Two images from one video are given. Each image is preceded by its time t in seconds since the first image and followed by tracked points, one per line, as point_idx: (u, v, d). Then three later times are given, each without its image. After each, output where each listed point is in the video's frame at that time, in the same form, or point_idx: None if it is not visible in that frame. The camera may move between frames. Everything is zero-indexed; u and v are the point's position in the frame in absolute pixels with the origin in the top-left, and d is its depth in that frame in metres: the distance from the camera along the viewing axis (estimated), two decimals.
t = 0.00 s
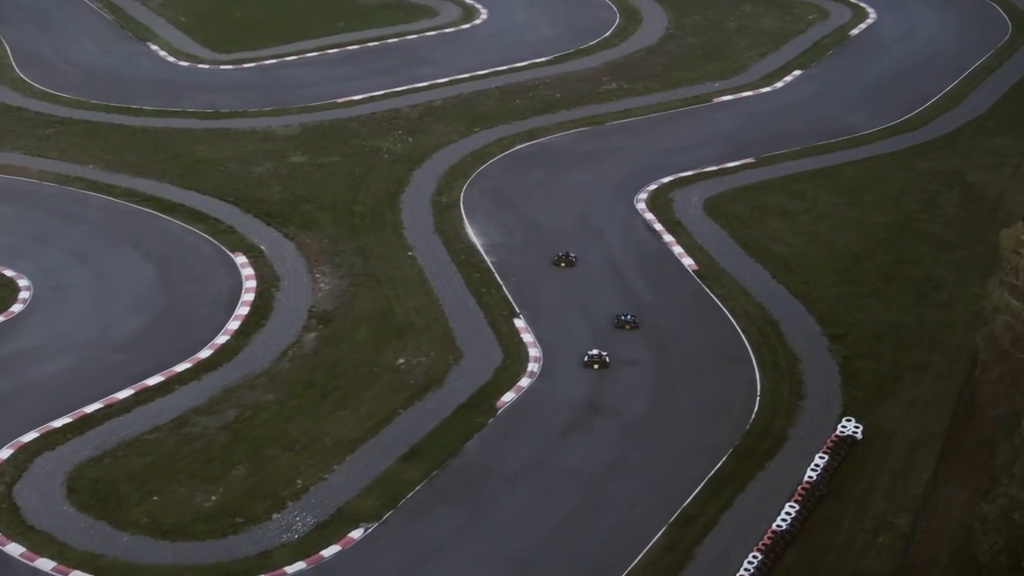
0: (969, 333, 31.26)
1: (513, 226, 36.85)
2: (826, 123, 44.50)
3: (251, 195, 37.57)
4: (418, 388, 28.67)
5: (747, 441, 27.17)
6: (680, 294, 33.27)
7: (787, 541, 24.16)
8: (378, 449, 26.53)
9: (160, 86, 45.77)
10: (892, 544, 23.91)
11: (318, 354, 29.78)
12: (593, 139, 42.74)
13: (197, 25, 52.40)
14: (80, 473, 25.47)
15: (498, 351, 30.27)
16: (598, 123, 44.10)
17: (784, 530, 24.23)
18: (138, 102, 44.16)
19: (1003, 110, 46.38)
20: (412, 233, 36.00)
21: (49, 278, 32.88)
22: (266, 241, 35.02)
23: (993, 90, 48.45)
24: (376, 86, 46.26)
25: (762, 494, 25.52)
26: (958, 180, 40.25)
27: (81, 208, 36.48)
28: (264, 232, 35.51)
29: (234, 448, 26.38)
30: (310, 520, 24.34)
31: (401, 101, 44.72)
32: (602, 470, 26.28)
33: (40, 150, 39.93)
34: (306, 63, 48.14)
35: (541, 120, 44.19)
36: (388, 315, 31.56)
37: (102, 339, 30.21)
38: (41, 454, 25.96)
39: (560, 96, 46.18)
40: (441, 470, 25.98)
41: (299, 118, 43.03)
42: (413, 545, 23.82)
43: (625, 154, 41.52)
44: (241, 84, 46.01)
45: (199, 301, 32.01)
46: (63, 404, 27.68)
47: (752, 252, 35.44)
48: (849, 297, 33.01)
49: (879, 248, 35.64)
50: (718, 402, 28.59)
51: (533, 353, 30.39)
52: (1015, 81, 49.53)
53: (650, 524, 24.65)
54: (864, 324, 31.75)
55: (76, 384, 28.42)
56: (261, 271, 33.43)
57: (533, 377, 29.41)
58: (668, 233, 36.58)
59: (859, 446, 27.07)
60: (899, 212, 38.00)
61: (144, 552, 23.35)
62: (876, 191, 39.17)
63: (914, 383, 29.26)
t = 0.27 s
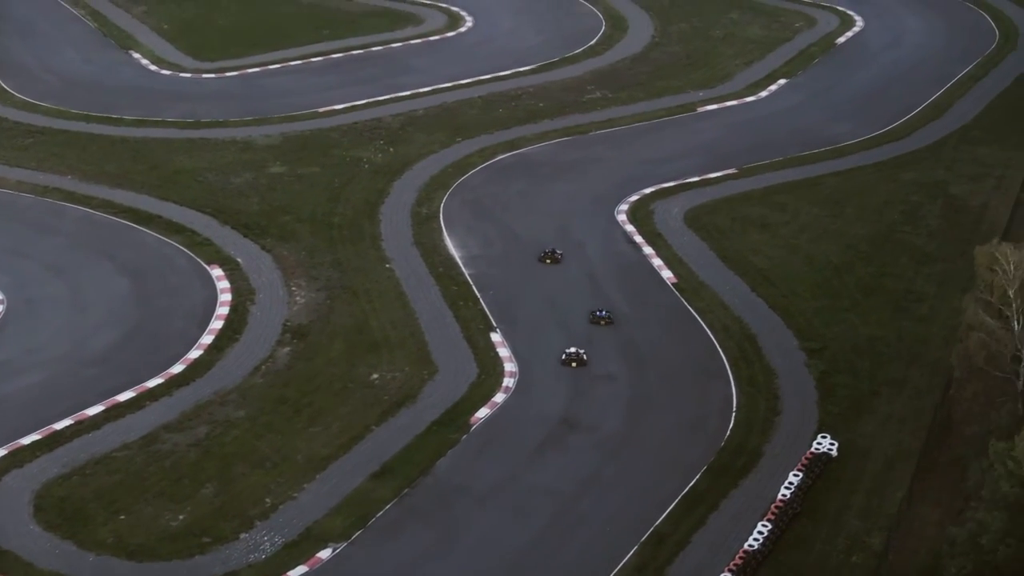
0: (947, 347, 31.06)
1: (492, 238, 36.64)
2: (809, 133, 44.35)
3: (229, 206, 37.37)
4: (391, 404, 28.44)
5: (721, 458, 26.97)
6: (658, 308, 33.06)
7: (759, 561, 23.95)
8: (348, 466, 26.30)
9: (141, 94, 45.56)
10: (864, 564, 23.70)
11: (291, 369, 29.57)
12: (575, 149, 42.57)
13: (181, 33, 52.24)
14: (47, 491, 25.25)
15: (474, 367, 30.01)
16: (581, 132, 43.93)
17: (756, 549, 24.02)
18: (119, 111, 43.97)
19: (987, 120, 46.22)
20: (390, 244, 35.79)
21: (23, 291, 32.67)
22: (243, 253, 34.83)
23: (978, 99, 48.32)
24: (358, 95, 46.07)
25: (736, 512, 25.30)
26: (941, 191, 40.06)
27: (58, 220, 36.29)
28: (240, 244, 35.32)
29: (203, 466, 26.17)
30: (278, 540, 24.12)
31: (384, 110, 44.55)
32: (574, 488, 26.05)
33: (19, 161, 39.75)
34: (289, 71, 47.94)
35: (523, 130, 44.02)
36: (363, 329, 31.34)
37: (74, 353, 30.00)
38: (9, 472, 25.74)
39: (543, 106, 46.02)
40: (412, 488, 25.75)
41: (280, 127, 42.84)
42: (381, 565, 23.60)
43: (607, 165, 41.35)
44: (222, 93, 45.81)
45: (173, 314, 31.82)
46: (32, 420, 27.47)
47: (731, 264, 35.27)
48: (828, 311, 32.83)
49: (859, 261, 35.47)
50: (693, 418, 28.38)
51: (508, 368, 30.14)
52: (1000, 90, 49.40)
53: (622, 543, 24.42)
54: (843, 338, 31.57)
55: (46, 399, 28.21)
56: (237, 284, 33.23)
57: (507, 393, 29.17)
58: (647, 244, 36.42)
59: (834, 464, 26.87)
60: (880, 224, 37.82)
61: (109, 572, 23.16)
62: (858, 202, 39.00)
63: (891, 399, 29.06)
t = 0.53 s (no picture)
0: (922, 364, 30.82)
1: (468, 251, 36.37)
2: (790, 145, 44.18)
3: (203, 220, 37.16)
4: (359, 423, 28.16)
5: (690, 479, 26.72)
6: (632, 324, 32.83)
7: None
8: (313, 487, 26.03)
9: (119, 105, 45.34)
10: None
11: (259, 387, 29.33)
12: (553, 161, 42.37)
13: (162, 42, 51.97)
14: (8, 512, 24.98)
15: (444, 385, 29.65)
16: (560, 144, 43.75)
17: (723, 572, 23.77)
18: (96, 123, 43.75)
19: (969, 130, 46.00)
20: (364, 258, 35.54)
21: None
22: (215, 268, 34.60)
23: (961, 109, 48.10)
24: (337, 106, 45.85)
25: (704, 534, 25.06)
26: (920, 204, 39.83)
27: (30, 233, 36.04)
28: (213, 258, 35.09)
29: (167, 487, 25.91)
30: (240, 563, 23.84)
31: (362, 121, 44.33)
32: (541, 509, 25.78)
33: None
34: (269, 81, 47.72)
35: (502, 142, 43.81)
36: (333, 346, 31.07)
37: (41, 370, 29.74)
38: None
39: (523, 117, 45.83)
40: (378, 510, 25.46)
41: (257, 139, 42.62)
42: None
43: (585, 178, 41.16)
44: (201, 103, 45.59)
45: (143, 330, 31.57)
46: None
47: (707, 279, 35.08)
48: (803, 327, 32.63)
49: (836, 276, 35.30)
50: (664, 438, 28.14)
51: (479, 386, 29.79)
52: (984, 100, 49.17)
53: (587, 567, 24.15)
54: (817, 355, 31.37)
55: (11, 418, 27.94)
56: (208, 299, 33.01)
57: (477, 412, 28.82)
58: (624, 259, 36.23)
59: (804, 484, 26.64)
60: (858, 238, 37.63)
61: None
62: (836, 216, 38.80)
63: (864, 418, 28.83)
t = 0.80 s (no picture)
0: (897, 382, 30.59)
1: (443, 264, 36.07)
2: (770, 158, 44.01)
3: (176, 234, 36.89)
4: (327, 442, 27.88)
5: (660, 499, 26.48)
6: (606, 340, 32.58)
7: None
8: (278, 508, 25.75)
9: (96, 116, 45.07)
10: None
11: (227, 406, 29.06)
12: (532, 174, 42.15)
13: (142, 51, 51.66)
14: None
15: (414, 404, 29.39)
16: (539, 156, 43.56)
17: None
18: (72, 134, 43.47)
19: (951, 141, 45.78)
20: (338, 272, 35.25)
21: None
22: (187, 283, 34.33)
23: (944, 119, 47.87)
24: (316, 116, 45.58)
25: (672, 556, 24.81)
26: (900, 217, 39.64)
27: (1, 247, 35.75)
28: (185, 273, 34.82)
29: (130, 508, 25.64)
30: None
31: (341, 132, 44.09)
32: (509, 531, 25.49)
33: None
34: (248, 91, 47.44)
35: (481, 153, 43.57)
36: (303, 363, 30.80)
37: (6, 388, 29.46)
38: None
39: (502, 129, 45.60)
40: (343, 532, 25.16)
41: (234, 150, 42.35)
42: None
43: (563, 190, 40.95)
44: (178, 114, 45.31)
45: (111, 347, 31.30)
46: None
47: (683, 294, 34.89)
48: (777, 344, 32.43)
49: (812, 291, 35.13)
50: (634, 457, 27.89)
51: (450, 405, 29.52)
52: (968, 109, 48.92)
53: None
54: (790, 373, 31.17)
55: None
56: (178, 315, 32.75)
57: (447, 431, 28.56)
58: (600, 273, 35.99)
59: (775, 505, 26.39)
60: (836, 253, 37.44)
61: None
62: (815, 230, 38.61)
63: (836, 437, 28.61)
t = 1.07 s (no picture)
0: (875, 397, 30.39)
1: (421, 275, 35.78)
2: (753, 168, 43.81)
3: (154, 245, 36.65)
4: (299, 459, 27.66)
5: (633, 517, 26.26)
6: (584, 354, 32.34)
7: None
8: (248, 527, 25.52)
9: (76, 124, 44.83)
10: None
11: (199, 422, 28.85)
12: (514, 184, 41.93)
13: (124, 59, 51.43)
14: None
15: (388, 419, 29.15)
16: (522, 166, 43.31)
17: None
18: (52, 143, 43.23)
19: (936, 150, 45.56)
20: (315, 283, 34.99)
21: None
22: (162, 295, 34.10)
23: (929, 128, 47.66)
24: (298, 125, 45.34)
25: None
26: (882, 228, 39.46)
27: None
28: (161, 285, 34.59)
29: (98, 527, 25.40)
30: None
31: (322, 142, 43.83)
32: (480, 549, 25.23)
33: None
34: (230, 100, 47.20)
35: (464, 162, 43.31)
36: (277, 377, 30.57)
37: None
38: None
39: (485, 138, 45.36)
40: (312, 551, 24.93)
41: (215, 160, 42.11)
42: None
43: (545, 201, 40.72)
44: (160, 123, 45.07)
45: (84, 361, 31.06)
46: None
47: (662, 307, 34.68)
48: (756, 358, 32.22)
49: (792, 304, 34.95)
50: (609, 474, 27.66)
51: (424, 420, 29.28)
52: (954, 119, 48.68)
53: None
54: (768, 388, 30.97)
55: None
56: (153, 328, 32.52)
57: (421, 447, 28.30)
58: (579, 285, 35.75)
59: (748, 524, 26.19)
60: (817, 265, 37.25)
61: None
62: (796, 241, 38.43)
63: (812, 454, 28.41)
